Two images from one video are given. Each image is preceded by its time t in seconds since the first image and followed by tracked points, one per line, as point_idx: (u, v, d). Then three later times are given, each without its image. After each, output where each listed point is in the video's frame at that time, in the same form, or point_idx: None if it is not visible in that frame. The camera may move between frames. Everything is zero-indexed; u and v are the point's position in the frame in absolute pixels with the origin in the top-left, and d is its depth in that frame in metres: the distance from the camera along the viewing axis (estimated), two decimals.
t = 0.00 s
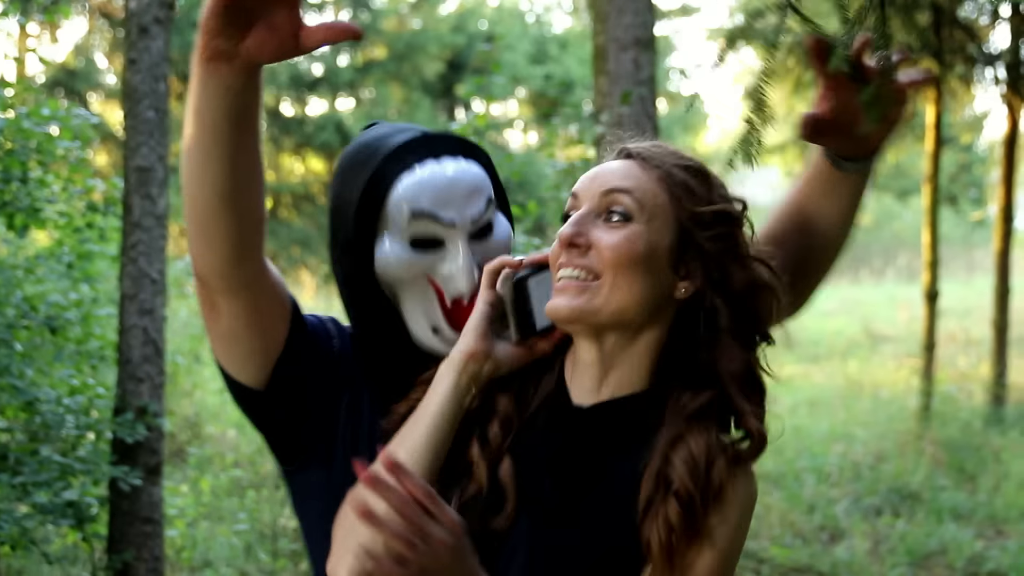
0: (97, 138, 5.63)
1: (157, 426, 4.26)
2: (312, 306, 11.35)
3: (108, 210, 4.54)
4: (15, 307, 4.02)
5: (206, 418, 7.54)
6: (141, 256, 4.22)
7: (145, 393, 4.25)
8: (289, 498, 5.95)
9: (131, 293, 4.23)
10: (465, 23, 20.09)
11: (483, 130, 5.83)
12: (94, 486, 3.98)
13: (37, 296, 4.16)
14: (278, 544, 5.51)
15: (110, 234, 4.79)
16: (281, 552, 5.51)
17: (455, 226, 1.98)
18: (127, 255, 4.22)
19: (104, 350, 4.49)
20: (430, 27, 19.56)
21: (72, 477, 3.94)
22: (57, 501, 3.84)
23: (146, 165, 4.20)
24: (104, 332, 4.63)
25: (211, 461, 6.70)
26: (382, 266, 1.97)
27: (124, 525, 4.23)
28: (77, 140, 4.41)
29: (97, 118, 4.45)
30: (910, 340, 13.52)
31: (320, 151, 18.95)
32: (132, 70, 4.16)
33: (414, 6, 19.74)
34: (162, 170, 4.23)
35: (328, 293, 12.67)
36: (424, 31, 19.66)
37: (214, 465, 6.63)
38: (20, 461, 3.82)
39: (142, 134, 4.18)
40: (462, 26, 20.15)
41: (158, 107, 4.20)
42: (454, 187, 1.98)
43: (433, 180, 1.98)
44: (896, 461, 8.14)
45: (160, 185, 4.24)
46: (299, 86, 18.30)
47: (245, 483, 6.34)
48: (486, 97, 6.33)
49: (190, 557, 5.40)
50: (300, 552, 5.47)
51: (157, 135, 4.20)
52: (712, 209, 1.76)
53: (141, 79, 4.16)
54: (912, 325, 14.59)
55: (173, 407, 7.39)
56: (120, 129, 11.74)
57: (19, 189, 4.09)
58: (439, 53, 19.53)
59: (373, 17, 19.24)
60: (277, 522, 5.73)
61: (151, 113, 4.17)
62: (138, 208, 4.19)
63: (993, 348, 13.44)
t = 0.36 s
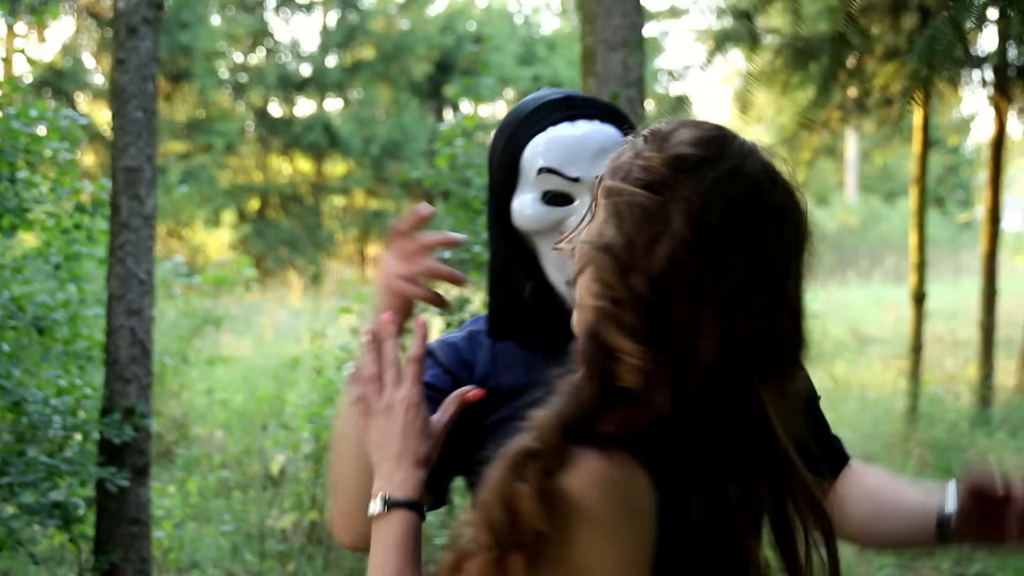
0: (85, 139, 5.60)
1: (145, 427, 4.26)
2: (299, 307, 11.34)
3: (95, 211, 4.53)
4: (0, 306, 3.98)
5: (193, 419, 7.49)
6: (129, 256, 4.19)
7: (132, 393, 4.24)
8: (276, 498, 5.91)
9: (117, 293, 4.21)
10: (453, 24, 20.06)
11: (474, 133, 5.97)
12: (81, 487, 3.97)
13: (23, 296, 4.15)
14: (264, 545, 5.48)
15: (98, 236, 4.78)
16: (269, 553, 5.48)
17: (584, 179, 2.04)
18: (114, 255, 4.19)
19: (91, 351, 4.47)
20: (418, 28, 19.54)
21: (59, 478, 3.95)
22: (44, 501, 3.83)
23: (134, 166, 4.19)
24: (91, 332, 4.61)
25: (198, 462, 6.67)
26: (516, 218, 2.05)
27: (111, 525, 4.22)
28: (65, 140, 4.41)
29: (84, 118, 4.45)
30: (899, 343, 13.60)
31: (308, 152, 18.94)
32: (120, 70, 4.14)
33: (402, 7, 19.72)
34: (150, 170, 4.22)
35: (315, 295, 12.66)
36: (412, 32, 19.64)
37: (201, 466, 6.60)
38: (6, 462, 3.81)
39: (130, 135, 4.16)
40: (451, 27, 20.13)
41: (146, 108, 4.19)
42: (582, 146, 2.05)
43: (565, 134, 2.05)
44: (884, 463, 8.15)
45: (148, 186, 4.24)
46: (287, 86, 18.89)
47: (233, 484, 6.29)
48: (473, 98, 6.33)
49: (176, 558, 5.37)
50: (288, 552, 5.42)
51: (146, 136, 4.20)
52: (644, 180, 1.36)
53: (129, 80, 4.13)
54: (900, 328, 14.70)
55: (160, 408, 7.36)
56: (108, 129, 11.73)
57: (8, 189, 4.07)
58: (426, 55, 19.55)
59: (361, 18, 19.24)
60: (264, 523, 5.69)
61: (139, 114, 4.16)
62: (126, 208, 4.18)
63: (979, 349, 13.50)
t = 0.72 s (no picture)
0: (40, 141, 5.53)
1: (101, 432, 4.23)
2: (257, 311, 11.26)
3: (52, 213, 4.49)
4: None
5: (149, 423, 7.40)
6: (85, 260, 4.16)
7: (88, 398, 4.20)
8: (233, 503, 5.88)
9: (73, 297, 4.17)
10: (412, 28, 20.06)
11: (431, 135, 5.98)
12: (36, 491, 3.96)
13: None
14: (220, 550, 5.44)
15: (53, 239, 4.76)
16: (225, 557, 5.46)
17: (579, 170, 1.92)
18: (70, 258, 4.15)
19: (46, 354, 4.42)
20: (377, 32, 19.52)
21: (13, 483, 3.94)
22: None
23: (91, 168, 4.16)
24: (46, 335, 4.57)
25: (153, 466, 6.59)
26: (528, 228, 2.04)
27: (66, 531, 4.18)
28: (20, 142, 4.49)
29: (39, 119, 4.53)
30: (854, 348, 13.86)
31: (266, 155, 18.81)
32: (78, 72, 4.11)
33: (362, 11, 19.68)
34: (107, 173, 4.20)
35: (273, 299, 12.58)
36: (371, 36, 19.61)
37: (157, 471, 6.52)
38: None
39: (87, 137, 4.14)
40: (410, 31, 20.13)
41: (103, 110, 4.16)
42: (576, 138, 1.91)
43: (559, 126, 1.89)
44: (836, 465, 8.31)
45: (105, 189, 4.21)
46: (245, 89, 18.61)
47: (189, 489, 6.24)
48: (432, 103, 6.36)
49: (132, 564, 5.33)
50: (244, 558, 5.47)
51: (103, 138, 4.17)
52: (550, 130, 1.44)
53: (87, 82, 4.11)
54: (855, 333, 15.01)
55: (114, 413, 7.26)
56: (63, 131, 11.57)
57: None
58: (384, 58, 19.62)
59: (320, 22, 19.17)
60: (221, 528, 5.67)
61: (96, 116, 4.13)
62: (82, 211, 4.14)
63: (933, 354, 13.78)
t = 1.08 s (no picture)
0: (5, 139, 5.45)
1: (67, 432, 4.21)
2: (223, 311, 11.17)
3: (16, 211, 4.45)
4: None
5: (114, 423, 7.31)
6: (51, 259, 4.13)
7: (53, 398, 4.17)
8: (199, 503, 5.84)
9: (39, 296, 4.14)
10: (380, 29, 19.99)
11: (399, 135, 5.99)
12: None
13: None
14: (186, 550, 5.42)
15: (19, 237, 4.73)
16: (191, 558, 5.47)
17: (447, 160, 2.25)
18: (36, 257, 4.13)
19: (11, 352, 4.41)
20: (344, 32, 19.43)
21: None
22: None
23: (57, 167, 4.13)
24: (10, 334, 4.53)
25: (118, 467, 6.54)
26: (396, 216, 2.25)
27: (30, 531, 4.15)
28: None
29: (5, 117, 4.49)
30: (819, 350, 14.04)
31: (232, 155, 18.66)
32: (43, 69, 4.07)
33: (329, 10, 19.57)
34: (73, 171, 4.17)
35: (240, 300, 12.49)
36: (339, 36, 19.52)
37: (122, 471, 6.46)
38: None
39: (53, 135, 4.11)
40: (378, 31, 20.05)
41: (69, 108, 4.14)
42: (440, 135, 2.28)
43: (424, 134, 2.29)
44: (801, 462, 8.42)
45: (71, 187, 4.18)
46: (211, 88, 18.49)
47: (155, 490, 6.19)
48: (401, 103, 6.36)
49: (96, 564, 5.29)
50: (210, 558, 5.50)
51: (69, 136, 4.15)
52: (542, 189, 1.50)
53: (53, 79, 4.07)
54: (821, 334, 15.23)
55: (79, 413, 7.19)
56: (28, 129, 11.41)
57: None
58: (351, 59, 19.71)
59: (287, 21, 19.05)
60: (187, 529, 5.66)
61: (62, 114, 4.10)
62: (48, 209, 4.12)
63: (897, 356, 13.99)
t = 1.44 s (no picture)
0: None
1: (59, 430, 4.21)
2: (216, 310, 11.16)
3: (9, 210, 4.44)
4: None
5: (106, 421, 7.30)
6: (43, 257, 4.12)
7: (45, 396, 4.17)
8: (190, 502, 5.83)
9: (32, 294, 4.14)
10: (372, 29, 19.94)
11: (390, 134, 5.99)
12: None
13: None
14: (178, 549, 5.39)
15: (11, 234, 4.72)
16: (183, 557, 5.39)
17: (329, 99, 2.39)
18: (28, 255, 4.12)
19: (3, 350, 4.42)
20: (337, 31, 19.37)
21: None
22: None
23: (50, 165, 4.13)
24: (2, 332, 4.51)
25: (110, 464, 6.53)
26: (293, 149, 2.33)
27: (22, 530, 4.15)
28: None
29: None
30: (811, 351, 14.10)
31: (223, 154, 18.62)
32: (36, 67, 4.07)
33: (321, 9, 19.48)
34: (66, 169, 4.17)
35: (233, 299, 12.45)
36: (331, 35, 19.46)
37: (114, 469, 6.45)
38: None
39: (46, 133, 4.11)
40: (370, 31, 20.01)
41: (62, 106, 4.14)
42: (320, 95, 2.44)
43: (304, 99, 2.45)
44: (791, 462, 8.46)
45: (64, 185, 4.18)
46: (203, 86, 18.51)
47: (146, 488, 6.19)
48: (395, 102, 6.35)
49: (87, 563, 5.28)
50: (201, 557, 5.41)
51: (62, 134, 4.15)
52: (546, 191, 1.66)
53: (46, 77, 4.07)
54: (812, 335, 15.30)
55: (71, 411, 7.18)
56: (19, 127, 11.36)
57: None
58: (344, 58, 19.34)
59: (279, 20, 18.99)
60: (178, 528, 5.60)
61: (56, 112, 4.10)
62: (41, 207, 4.12)
63: (889, 358, 14.06)
